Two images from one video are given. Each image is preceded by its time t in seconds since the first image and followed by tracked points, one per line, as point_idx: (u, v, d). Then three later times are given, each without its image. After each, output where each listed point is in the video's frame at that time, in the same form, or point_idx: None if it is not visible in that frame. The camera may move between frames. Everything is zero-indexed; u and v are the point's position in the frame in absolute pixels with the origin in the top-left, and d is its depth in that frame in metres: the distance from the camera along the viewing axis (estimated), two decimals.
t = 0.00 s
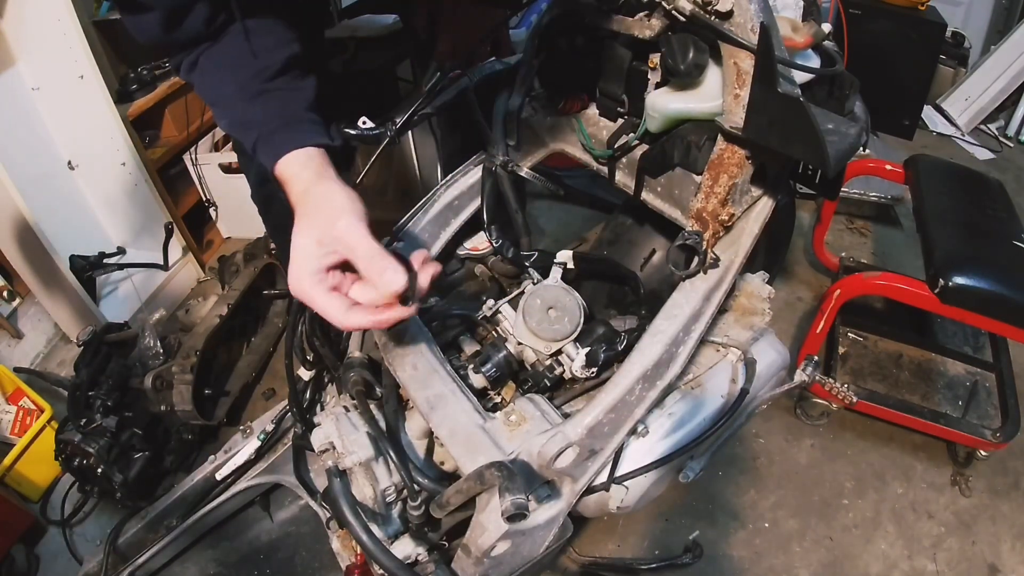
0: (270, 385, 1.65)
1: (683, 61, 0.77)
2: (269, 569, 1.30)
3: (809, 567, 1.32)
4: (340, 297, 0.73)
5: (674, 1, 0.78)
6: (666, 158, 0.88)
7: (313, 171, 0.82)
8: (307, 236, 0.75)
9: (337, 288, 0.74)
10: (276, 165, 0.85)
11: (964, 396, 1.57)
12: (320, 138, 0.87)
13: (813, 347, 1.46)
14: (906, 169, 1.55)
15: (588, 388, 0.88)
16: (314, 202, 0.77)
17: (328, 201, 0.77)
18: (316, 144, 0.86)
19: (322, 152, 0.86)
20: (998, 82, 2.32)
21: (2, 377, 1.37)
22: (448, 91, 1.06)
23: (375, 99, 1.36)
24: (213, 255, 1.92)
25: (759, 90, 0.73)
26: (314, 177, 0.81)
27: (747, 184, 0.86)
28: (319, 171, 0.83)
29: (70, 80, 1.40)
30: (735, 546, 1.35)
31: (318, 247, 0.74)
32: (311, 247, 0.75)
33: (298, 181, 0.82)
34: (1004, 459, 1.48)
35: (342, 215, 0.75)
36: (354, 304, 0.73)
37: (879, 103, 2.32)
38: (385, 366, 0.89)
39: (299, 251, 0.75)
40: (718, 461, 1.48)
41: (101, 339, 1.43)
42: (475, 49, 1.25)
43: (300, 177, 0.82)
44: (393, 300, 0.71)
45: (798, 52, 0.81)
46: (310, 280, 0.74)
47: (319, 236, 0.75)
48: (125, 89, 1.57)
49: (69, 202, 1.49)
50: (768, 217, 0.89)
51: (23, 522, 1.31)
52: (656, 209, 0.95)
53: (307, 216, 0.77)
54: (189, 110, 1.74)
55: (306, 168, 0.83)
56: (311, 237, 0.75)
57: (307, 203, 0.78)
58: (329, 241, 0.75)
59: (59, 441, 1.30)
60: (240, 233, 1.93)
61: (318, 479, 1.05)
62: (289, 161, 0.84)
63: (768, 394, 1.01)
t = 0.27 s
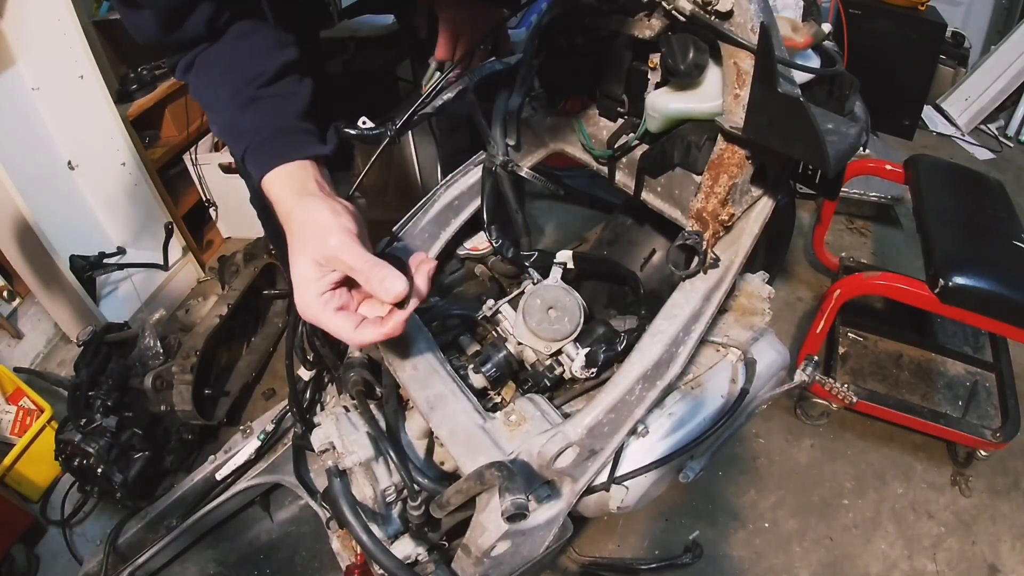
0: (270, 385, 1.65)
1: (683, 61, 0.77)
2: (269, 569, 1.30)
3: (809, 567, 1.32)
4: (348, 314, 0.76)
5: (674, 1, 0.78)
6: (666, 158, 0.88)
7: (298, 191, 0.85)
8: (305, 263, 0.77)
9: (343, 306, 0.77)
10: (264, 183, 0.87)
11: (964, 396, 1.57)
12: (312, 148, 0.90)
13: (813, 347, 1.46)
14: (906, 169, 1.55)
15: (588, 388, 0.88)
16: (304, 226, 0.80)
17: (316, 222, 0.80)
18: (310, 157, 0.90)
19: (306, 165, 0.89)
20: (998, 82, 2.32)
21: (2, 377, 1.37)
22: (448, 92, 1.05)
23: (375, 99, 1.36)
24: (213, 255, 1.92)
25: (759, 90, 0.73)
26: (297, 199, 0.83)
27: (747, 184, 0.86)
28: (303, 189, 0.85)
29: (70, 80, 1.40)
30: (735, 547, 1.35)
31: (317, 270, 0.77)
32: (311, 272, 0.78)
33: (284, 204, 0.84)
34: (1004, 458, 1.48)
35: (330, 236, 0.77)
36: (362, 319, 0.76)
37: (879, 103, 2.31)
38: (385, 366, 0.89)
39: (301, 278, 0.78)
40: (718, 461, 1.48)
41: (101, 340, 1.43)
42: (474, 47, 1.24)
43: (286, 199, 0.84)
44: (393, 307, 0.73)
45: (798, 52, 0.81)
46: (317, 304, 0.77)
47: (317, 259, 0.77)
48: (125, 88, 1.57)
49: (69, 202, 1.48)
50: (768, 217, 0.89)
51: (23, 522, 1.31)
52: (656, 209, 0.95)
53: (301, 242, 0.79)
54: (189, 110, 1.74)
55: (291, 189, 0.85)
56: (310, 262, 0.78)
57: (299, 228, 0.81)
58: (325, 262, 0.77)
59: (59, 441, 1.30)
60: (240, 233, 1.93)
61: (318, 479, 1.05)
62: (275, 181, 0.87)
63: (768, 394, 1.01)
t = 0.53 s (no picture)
0: (270, 385, 1.65)
1: (683, 61, 0.77)
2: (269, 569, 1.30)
3: (809, 567, 1.32)
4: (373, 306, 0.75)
5: (674, 1, 0.78)
6: (666, 158, 0.88)
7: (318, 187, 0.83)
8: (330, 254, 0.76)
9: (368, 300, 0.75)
10: (280, 181, 0.86)
11: (964, 396, 1.57)
12: (323, 150, 0.89)
13: (813, 347, 1.46)
14: (906, 169, 1.55)
15: (588, 388, 0.88)
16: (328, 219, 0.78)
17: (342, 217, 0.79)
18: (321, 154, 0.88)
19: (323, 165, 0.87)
20: (998, 82, 2.32)
21: (2, 377, 1.37)
22: (448, 92, 1.05)
23: (376, 99, 1.37)
24: (213, 255, 1.92)
25: (759, 90, 0.73)
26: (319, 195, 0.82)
27: (747, 184, 0.86)
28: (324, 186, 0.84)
29: (70, 80, 1.40)
30: (735, 547, 1.35)
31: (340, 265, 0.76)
32: (336, 264, 0.76)
33: (305, 200, 0.82)
34: (1004, 458, 1.48)
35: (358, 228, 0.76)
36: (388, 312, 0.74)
37: (879, 103, 2.31)
38: (385, 366, 0.89)
39: (324, 270, 0.76)
40: (718, 461, 1.48)
41: (101, 340, 1.44)
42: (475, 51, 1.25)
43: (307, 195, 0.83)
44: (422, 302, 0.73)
45: (798, 52, 0.81)
46: (341, 296, 0.75)
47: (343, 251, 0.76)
48: (125, 89, 1.56)
49: (69, 202, 1.48)
50: (768, 217, 0.89)
51: (23, 522, 1.31)
52: (656, 209, 0.95)
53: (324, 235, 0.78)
54: (190, 110, 1.74)
55: (311, 185, 0.84)
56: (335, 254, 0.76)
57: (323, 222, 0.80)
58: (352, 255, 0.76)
59: (59, 441, 1.30)
60: (240, 233, 1.93)
61: (317, 479, 1.05)
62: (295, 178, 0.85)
63: (768, 394, 1.01)
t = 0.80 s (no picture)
0: (270, 385, 1.65)
1: (683, 62, 0.77)
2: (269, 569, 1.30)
3: (809, 567, 1.32)
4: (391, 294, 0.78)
5: (674, 1, 0.78)
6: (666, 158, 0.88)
7: (321, 186, 0.85)
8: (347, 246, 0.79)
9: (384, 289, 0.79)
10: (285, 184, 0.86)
11: (964, 396, 1.57)
12: (322, 152, 0.89)
13: (813, 347, 1.46)
14: (907, 169, 1.55)
15: (588, 388, 0.88)
16: (339, 214, 0.81)
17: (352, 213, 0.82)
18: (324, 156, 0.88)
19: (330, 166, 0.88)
20: (998, 82, 2.32)
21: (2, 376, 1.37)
22: (448, 92, 1.05)
23: (376, 100, 1.37)
24: (213, 255, 1.91)
25: (759, 90, 0.73)
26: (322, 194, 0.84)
27: (747, 184, 0.86)
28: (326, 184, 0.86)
29: (70, 80, 1.40)
30: (735, 547, 1.35)
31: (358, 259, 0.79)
32: (353, 258, 0.79)
33: (309, 200, 0.84)
34: (1004, 458, 1.48)
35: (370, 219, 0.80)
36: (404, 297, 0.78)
37: (879, 103, 2.31)
38: (385, 366, 0.89)
39: (342, 265, 0.79)
40: (718, 461, 1.48)
41: (101, 340, 1.44)
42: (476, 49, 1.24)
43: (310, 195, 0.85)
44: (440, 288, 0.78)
45: (798, 52, 0.81)
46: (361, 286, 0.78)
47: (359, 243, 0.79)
48: (125, 89, 1.56)
49: (69, 203, 1.48)
50: (768, 217, 0.89)
51: (23, 522, 1.31)
52: (656, 209, 0.95)
53: (336, 230, 0.80)
54: (189, 110, 1.74)
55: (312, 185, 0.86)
56: (353, 246, 0.79)
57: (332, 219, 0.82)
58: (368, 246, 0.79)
59: (59, 441, 1.30)
60: (240, 233, 1.93)
61: (318, 479, 1.05)
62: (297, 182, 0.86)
63: (768, 394, 1.01)
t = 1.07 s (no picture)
0: (271, 385, 1.65)
1: (683, 61, 0.77)
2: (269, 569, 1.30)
3: (809, 567, 1.32)
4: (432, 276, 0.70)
5: (674, 1, 0.78)
6: (665, 158, 0.88)
7: (350, 170, 0.79)
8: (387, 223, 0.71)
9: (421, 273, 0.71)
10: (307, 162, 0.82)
11: (964, 396, 1.57)
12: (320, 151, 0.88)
13: (813, 347, 1.46)
14: (907, 169, 1.55)
15: (588, 388, 0.88)
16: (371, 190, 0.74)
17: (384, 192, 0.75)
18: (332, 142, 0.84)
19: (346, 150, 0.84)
20: (998, 82, 2.32)
21: (2, 377, 1.37)
22: (448, 92, 1.06)
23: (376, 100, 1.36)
24: (213, 255, 1.91)
25: (759, 90, 0.73)
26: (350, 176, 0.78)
27: (747, 184, 0.86)
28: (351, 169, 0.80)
29: (70, 80, 1.40)
30: (735, 547, 1.35)
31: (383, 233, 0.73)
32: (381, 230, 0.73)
33: (337, 181, 0.78)
34: (1004, 458, 1.48)
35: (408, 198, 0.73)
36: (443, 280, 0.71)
37: (879, 103, 2.31)
38: (385, 366, 0.90)
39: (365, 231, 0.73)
40: (719, 461, 1.48)
41: (101, 340, 1.44)
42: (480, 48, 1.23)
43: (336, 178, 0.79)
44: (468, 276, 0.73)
45: (798, 52, 0.81)
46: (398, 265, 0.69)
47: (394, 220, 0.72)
48: (124, 88, 1.56)
49: (69, 203, 1.48)
50: (768, 217, 0.89)
51: (23, 522, 1.31)
52: (655, 209, 0.95)
53: (368, 208, 0.73)
54: (189, 109, 1.74)
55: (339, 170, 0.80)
56: (391, 222, 0.71)
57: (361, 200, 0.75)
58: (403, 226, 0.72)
59: (59, 441, 1.30)
60: (240, 233, 1.93)
61: (318, 479, 1.05)
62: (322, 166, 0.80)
63: (768, 394, 1.01)
